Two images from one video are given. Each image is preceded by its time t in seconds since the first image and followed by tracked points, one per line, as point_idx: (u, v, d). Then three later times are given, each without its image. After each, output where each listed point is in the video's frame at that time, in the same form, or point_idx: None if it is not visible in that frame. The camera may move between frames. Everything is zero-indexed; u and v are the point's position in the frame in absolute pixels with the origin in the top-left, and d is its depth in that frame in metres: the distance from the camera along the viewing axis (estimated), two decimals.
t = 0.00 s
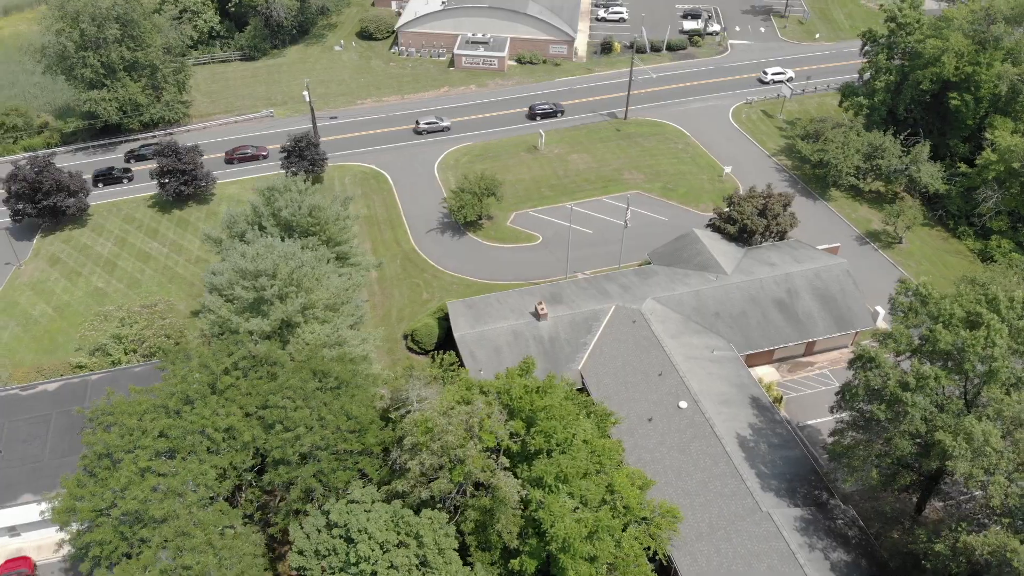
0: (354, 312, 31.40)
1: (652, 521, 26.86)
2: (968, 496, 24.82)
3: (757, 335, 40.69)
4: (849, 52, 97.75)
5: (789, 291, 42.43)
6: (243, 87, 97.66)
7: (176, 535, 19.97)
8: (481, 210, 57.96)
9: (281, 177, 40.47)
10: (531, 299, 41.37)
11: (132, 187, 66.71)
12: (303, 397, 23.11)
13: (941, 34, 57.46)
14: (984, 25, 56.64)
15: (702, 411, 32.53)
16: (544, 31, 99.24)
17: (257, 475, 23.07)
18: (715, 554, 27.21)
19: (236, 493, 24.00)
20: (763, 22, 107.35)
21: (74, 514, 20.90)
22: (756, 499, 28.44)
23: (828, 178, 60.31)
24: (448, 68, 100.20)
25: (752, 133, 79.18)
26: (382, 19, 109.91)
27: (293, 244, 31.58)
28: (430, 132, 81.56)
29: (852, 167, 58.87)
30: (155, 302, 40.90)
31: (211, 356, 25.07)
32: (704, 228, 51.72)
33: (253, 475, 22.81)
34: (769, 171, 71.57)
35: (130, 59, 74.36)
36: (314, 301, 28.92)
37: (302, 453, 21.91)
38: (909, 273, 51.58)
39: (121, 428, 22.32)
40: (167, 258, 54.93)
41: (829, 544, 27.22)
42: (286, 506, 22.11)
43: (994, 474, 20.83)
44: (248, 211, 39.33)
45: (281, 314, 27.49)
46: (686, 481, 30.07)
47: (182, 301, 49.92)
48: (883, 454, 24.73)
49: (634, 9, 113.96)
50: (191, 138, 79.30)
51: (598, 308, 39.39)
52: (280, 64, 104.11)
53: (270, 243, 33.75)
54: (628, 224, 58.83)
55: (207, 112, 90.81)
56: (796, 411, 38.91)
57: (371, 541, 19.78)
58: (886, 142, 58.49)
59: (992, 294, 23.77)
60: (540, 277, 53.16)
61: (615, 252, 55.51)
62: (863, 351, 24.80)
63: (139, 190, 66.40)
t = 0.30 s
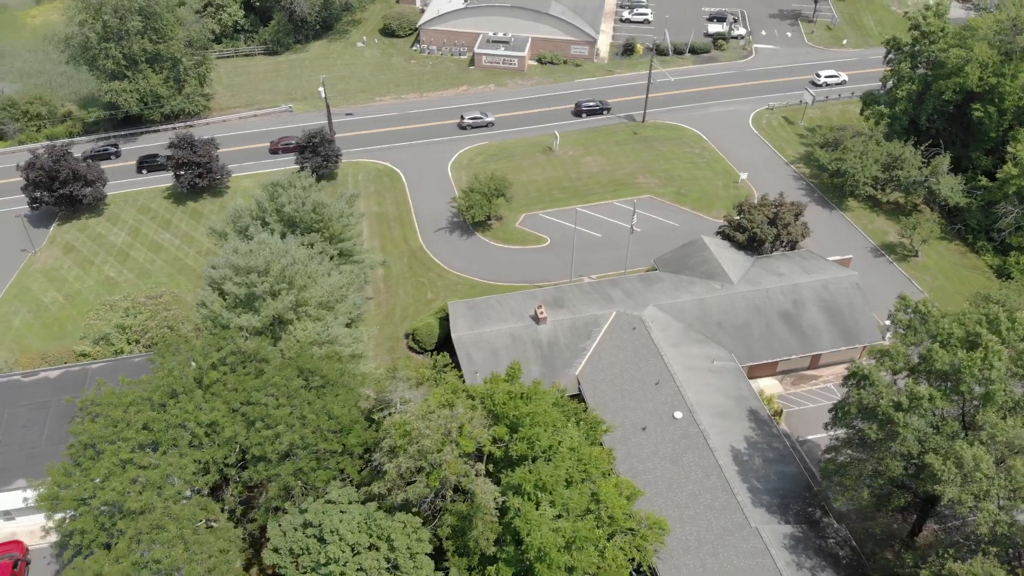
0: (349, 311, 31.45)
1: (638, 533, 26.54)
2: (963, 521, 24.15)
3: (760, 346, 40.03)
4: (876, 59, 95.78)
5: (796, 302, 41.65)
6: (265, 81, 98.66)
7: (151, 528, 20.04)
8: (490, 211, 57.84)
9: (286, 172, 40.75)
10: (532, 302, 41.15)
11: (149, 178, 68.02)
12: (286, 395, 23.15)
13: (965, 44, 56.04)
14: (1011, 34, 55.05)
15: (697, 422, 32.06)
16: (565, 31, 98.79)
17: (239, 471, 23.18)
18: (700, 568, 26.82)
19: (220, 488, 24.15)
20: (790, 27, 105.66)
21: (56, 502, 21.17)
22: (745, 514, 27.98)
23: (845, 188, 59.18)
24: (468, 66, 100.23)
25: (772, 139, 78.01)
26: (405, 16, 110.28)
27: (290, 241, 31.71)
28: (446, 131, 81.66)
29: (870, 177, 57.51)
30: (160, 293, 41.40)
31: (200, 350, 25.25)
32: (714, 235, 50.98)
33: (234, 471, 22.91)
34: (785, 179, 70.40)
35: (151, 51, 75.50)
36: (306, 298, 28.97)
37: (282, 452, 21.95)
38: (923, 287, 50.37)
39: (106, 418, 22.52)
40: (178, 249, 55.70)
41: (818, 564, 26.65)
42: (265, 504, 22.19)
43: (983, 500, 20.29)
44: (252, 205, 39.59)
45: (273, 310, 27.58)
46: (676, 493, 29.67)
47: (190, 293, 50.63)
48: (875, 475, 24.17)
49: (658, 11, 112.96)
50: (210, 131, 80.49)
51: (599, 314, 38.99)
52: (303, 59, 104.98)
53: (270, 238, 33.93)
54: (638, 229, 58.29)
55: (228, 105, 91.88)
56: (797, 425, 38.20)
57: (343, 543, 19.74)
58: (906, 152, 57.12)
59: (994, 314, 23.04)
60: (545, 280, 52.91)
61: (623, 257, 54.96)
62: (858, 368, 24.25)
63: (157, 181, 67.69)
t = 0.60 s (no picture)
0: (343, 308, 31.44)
1: (622, 542, 26.20)
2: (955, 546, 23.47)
3: (762, 357, 39.29)
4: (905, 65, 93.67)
5: (801, 313, 40.79)
6: (286, 74, 99.44)
7: (126, 519, 20.14)
8: (499, 211, 57.61)
9: (291, 168, 40.93)
10: (532, 304, 40.88)
11: (166, 169, 68.87)
12: (268, 392, 23.18)
13: (990, 53, 54.53)
14: None
15: (690, 432, 31.57)
16: (586, 31, 98.12)
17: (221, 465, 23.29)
18: None
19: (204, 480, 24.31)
20: (818, 31, 103.76)
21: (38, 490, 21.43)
22: (733, 529, 27.56)
23: (862, 198, 57.97)
24: (488, 64, 100.11)
25: (792, 145, 76.60)
26: (428, 13, 110.43)
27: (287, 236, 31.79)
28: (462, 129, 81.60)
29: (888, 188, 56.34)
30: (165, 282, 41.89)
31: (189, 343, 25.40)
32: (723, 242, 50.12)
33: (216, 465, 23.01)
34: (802, 185, 68.78)
35: (172, 43, 76.49)
36: (299, 294, 29.00)
37: (261, 448, 21.98)
38: (936, 302, 49.09)
39: (92, 408, 22.78)
40: (188, 239, 56.38)
41: None
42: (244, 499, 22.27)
43: (970, 526, 19.78)
44: (257, 199, 39.90)
45: (264, 306, 27.68)
46: (666, 504, 29.31)
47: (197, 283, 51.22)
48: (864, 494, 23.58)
49: (683, 13, 111.77)
50: (229, 123, 81.32)
51: (598, 318, 38.59)
52: (324, 54, 105.61)
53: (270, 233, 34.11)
54: (648, 233, 57.67)
55: (248, 98, 92.81)
56: (796, 439, 37.47)
57: (314, 543, 19.71)
58: (925, 162, 55.71)
59: (993, 334, 22.38)
60: (551, 282, 52.57)
61: (631, 261, 54.40)
62: (849, 385, 23.75)
63: (174, 172, 68.69)
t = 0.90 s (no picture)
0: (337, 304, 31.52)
1: (605, 550, 25.90)
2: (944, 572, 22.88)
3: (764, 369, 38.51)
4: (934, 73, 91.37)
5: (806, 324, 39.88)
6: (307, 68, 100.18)
7: (102, 508, 20.16)
8: (507, 210, 57.41)
9: (295, 162, 41.13)
10: (532, 306, 40.64)
11: (183, 159, 69.75)
12: (252, 387, 23.34)
13: (1015, 63, 53.00)
14: None
15: (682, 442, 31.16)
16: (608, 31, 97.43)
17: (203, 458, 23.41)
18: None
19: (188, 472, 24.47)
20: (846, 36, 101.75)
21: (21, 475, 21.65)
22: (719, 542, 27.23)
23: (878, 208, 56.72)
24: (508, 62, 99.96)
25: (810, 152, 74.73)
26: (451, 9, 110.51)
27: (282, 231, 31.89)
28: (477, 127, 81.54)
29: (905, 198, 55.06)
30: (171, 272, 42.45)
31: (179, 333, 25.54)
32: (731, 248, 49.17)
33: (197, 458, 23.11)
34: (818, 194, 67.06)
35: (193, 34, 77.43)
36: (292, 289, 29.07)
37: (241, 442, 22.05)
38: (949, 317, 47.76)
39: (79, 396, 23.08)
40: (199, 229, 57.12)
41: None
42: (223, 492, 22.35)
43: (952, 552, 19.40)
44: (261, 192, 40.16)
45: (254, 300, 27.77)
46: (652, 513, 28.97)
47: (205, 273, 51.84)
48: (850, 513, 23.10)
49: (708, 14, 110.46)
50: (248, 115, 82.18)
51: (597, 323, 38.27)
52: (347, 48, 106.22)
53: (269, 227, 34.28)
54: (657, 237, 57.14)
55: (269, 90, 93.71)
56: (793, 452, 36.71)
57: (286, 541, 19.71)
58: (944, 173, 54.28)
59: (990, 354, 21.70)
60: (556, 284, 52.30)
61: (638, 265, 53.85)
62: (839, 401, 23.15)
63: (190, 162, 69.58)
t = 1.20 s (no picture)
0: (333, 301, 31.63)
1: (587, 558, 25.66)
2: None
3: (766, 380, 37.60)
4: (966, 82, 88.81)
5: (812, 336, 38.88)
6: (330, 62, 100.82)
7: (80, 496, 20.37)
8: (517, 210, 57.16)
9: (301, 156, 41.34)
10: (533, 308, 40.39)
11: (200, 149, 70.64)
12: (237, 381, 23.54)
13: None
14: None
15: (674, 452, 30.76)
16: (630, 31, 96.60)
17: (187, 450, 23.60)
18: None
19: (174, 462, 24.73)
20: (875, 42, 99.46)
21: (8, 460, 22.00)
22: (705, 556, 26.86)
23: (896, 218, 55.25)
24: (529, 61, 99.66)
25: (831, 160, 72.30)
26: (475, 6, 110.41)
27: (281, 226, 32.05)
28: (494, 125, 81.41)
29: (924, 210, 53.54)
30: (177, 262, 42.93)
31: (170, 325, 25.78)
32: (741, 256, 48.19)
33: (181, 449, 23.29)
34: (836, 202, 64.55)
35: (215, 26, 78.32)
36: (286, 285, 29.21)
37: (222, 436, 22.21)
38: (964, 331, 46.07)
39: (69, 384, 23.39)
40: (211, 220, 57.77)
41: None
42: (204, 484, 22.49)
43: None
44: (266, 185, 40.36)
45: (247, 294, 27.89)
46: (639, 522, 28.70)
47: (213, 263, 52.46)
48: (836, 533, 22.57)
49: (735, 16, 108.93)
50: (268, 108, 82.96)
51: (598, 327, 37.93)
52: (370, 43, 106.66)
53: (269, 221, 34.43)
54: (667, 241, 56.50)
55: (290, 83, 94.48)
56: (790, 466, 35.88)
57: (258, 537, 19.75)
58: (965, 185, 52.63)
59: (986, 376, 21.04)
60: (563, 286, 51.94)
61: (646, 269, 53.20)
62: (829, 418, 22.57)
63: (207, 153, 70.46)
